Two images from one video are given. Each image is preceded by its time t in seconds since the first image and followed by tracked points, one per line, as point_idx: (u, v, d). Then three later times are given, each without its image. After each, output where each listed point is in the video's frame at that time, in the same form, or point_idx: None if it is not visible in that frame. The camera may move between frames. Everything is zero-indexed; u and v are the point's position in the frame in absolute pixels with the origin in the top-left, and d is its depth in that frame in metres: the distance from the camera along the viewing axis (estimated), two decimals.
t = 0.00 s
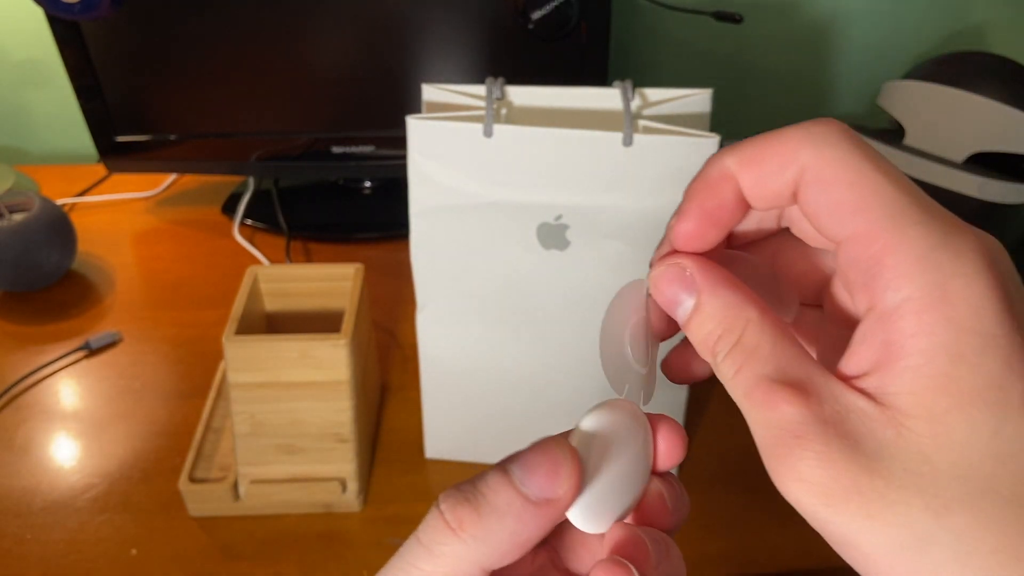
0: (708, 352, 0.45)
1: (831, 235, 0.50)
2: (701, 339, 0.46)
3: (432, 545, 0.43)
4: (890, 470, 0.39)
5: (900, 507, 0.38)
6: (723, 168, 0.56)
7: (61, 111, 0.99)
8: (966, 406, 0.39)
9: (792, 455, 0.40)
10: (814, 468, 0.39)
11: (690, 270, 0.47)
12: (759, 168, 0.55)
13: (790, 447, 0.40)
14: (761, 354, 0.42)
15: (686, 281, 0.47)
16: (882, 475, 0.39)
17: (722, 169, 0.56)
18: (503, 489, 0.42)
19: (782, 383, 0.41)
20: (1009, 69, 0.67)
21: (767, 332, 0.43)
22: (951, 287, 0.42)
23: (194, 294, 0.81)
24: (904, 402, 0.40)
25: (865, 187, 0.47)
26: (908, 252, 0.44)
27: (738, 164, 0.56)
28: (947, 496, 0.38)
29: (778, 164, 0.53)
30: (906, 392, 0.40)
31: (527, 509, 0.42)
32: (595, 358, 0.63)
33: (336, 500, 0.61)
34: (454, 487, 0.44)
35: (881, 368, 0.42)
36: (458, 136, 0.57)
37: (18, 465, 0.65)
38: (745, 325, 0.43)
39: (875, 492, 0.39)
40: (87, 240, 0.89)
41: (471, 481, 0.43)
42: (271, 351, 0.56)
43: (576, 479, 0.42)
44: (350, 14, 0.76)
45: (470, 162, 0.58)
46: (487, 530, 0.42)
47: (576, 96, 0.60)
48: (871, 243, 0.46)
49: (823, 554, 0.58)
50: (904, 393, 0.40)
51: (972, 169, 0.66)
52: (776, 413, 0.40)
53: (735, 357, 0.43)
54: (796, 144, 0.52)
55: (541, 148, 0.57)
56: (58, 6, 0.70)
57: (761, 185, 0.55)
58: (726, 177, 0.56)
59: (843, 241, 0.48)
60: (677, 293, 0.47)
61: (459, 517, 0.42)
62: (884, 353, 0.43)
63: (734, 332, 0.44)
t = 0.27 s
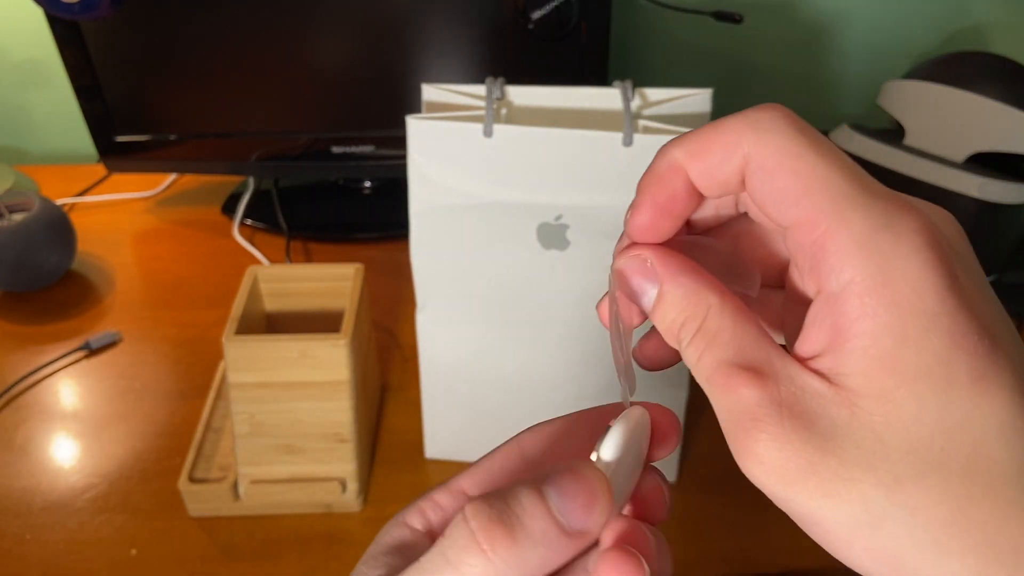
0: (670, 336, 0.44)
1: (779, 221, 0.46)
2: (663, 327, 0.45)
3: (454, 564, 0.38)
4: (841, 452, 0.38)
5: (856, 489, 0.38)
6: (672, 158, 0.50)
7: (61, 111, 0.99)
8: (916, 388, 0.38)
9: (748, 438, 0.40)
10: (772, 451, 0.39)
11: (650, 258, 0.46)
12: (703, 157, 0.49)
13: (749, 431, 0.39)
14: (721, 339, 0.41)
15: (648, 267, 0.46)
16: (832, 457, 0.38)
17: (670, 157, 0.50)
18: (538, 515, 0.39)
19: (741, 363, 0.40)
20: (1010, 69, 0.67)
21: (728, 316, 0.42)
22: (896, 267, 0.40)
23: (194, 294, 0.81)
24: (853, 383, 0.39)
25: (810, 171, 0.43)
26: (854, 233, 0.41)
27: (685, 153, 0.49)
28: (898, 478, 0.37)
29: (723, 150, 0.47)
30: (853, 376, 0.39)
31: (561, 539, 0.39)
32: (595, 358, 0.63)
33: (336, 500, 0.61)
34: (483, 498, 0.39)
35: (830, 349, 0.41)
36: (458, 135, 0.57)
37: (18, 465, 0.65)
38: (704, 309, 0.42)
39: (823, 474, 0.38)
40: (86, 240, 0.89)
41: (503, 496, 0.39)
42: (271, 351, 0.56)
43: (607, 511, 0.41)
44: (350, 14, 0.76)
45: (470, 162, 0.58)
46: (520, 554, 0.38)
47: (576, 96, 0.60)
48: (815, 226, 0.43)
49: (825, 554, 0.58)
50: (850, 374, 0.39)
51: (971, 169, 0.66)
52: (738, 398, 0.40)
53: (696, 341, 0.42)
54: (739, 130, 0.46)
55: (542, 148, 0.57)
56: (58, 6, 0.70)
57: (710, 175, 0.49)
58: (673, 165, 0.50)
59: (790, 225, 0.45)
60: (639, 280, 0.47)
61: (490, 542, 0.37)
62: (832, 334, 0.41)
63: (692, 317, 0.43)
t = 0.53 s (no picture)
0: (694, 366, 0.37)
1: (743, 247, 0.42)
2: (682, 355, 0.38)
3: None
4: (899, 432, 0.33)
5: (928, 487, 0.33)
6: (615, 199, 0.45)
7: (61, 111, 0.99)
8: (960, 345, 0.34)
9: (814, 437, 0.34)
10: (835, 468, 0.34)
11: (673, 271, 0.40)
12: (642, 202, 0.44)
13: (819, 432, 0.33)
14: (759, 349, 0.35)
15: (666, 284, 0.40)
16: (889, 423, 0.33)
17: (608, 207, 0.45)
18: (591, 536, 0.38)
19: (788, 370, 0.35)
20: (1010, 69, 0.66)
21: (754, 328, 0.36)
22: (894, 239, 0.36)
23: (194, 294, 0.81)
24: (911, 367, 0.34)
25: (757, 185, 0.39)
26: (836, 224, 0.37)
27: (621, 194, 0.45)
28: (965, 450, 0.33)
29: (673, 195, 0.43)
30: (899, 352, 0.35)
31: (611, 558, 0.38)
32: (595, 357, 0.63)
33: (336, 500, 0.61)
34: (534, 519, 0.38)
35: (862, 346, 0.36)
36: (458, 135, 0.57)
37: (18, 465, 0.65)
38: (730, 327, 0.36)
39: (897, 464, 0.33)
40: (86, 240, 0.89)
41: (554, 517, 0.38)
42: (271, 351, 0.56)
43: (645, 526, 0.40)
44: (350, 13, 0.76)
45: (470, 162, 0.58)
46: None
47: (576, 96, 0.60)
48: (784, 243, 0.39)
49: (825, 554, 0.58)
50: (903, 356, 0.34)
51: (971, 169, 0.67)
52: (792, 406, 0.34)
53: (730, 353, 0.36)
54: (674, 172, 0.42)
55: (542, 148, 0.57)
56: (58, 6, 0.70)
57: (652, 214, 0.44)
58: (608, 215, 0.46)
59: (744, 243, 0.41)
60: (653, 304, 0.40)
61: (551, 568, 0.36)
62: (866, 328, 0.36)
63: (719, 334, 0.36)
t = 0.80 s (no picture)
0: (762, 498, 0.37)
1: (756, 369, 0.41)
2: (752, 492, 0.37)
3: None
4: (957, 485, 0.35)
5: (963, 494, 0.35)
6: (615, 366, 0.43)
7: (60, 111, 0.99)
8: (1008, 383, 0.36)
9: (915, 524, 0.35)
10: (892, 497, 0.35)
11: (691, 421, 0.38)
12: (646, 369, 0.42)
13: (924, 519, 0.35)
14: (821, 470, 0.36)
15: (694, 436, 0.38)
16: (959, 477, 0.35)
17: (609, 382, 0.44)
18: (606, 570, 0.39)
19: (864, 467, 0.36)
20: (1010, 68, 0.66)
21: (806, 433, 0.37)
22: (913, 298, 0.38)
23: (193, 294, 0.81)
24: (966, 419, 0.36)
25: (763, 320, 0.40)
26: (847, 307, 0.39)
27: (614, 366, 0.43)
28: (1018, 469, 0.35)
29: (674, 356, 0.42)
30: (962, 408, 0.36)
31: None
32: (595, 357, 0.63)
33: (335, 500, 0.61)
34: (552, 548, 0.39)
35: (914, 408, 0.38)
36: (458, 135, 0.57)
37: (18, 465, 0.65)
38: (778, 451, 0.36)
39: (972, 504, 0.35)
40: (86, 240, 0.89)
41: (571, 548, 0.39)
42: (271, 351, 0.56)
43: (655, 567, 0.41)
44: (350, 13, 0.76)
45: (470, 162, 0.58)
46: None
47: (576, 96, 0.60)
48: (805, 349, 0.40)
49: (825, 554, 0.58)
50: (964, 410, 0.36)
51: (971, 169, 0.67)
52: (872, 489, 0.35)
53: (797, 480, 0.36)
54: (668, 329, 0.42)
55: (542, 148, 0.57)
56: (58, 6, 0.70)
57: (654, 370, 0.42)
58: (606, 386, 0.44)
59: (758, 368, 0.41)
60: (682, 452, 0.38)
61: None
62: (914, 387, 0.38)
63: (775, 465, 0.36)
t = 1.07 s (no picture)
0: None
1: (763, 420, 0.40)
2: None
3: None
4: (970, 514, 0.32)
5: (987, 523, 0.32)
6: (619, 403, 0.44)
7: (60, 111, 0.99)
8: (1006, 446, 0.32)
9: None
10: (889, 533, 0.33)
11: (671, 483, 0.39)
12: (646, 406, 0.42)
13: None
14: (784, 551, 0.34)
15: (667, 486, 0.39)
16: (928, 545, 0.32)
17: (613, 417, 0.44)
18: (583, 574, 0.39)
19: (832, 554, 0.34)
20: (1010, 68, 0.66)
21: (807, 542, 0.34)
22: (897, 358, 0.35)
23: (194, 294, 0.81)
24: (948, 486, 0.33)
25: (754, 369, 0.38)
26: (836, 362, 0.36)
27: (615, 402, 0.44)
28: (1015, 530, 0.31)
29: (671, 396, 0.41)
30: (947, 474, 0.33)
31: None
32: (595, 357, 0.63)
33: (336, 500, 0.61)
34: (529, 553, 0.39)
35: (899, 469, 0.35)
36: (458, 135, 0.57)
37: (18, 466, 0.65)
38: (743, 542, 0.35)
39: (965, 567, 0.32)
40: (86, 240, 0.89)
41: (549, 552, 0.39)
42: (272, 351, 0.56)
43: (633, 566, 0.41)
44: (350, 13, 0.76)
45: (471, 162, 0.58)
46: None
47: (576, 96, 0.60)
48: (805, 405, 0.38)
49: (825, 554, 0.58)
50: (951, 475, 0.33)
51: (970, 169, 0.67)
52: None
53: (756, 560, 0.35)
54: (666, 373, 0.41)
55: (542, 149, 0.57)
56: (58, 6, 0.70)
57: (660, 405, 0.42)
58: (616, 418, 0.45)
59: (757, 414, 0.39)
60: (690, 564, 0.36)
61: None
62: (908, 447, 0.34)
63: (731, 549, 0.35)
